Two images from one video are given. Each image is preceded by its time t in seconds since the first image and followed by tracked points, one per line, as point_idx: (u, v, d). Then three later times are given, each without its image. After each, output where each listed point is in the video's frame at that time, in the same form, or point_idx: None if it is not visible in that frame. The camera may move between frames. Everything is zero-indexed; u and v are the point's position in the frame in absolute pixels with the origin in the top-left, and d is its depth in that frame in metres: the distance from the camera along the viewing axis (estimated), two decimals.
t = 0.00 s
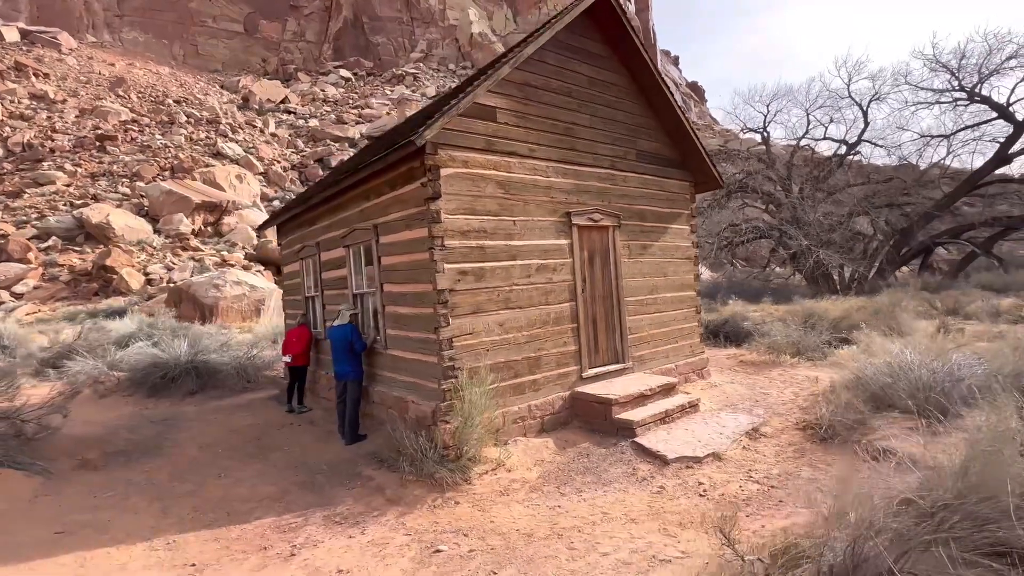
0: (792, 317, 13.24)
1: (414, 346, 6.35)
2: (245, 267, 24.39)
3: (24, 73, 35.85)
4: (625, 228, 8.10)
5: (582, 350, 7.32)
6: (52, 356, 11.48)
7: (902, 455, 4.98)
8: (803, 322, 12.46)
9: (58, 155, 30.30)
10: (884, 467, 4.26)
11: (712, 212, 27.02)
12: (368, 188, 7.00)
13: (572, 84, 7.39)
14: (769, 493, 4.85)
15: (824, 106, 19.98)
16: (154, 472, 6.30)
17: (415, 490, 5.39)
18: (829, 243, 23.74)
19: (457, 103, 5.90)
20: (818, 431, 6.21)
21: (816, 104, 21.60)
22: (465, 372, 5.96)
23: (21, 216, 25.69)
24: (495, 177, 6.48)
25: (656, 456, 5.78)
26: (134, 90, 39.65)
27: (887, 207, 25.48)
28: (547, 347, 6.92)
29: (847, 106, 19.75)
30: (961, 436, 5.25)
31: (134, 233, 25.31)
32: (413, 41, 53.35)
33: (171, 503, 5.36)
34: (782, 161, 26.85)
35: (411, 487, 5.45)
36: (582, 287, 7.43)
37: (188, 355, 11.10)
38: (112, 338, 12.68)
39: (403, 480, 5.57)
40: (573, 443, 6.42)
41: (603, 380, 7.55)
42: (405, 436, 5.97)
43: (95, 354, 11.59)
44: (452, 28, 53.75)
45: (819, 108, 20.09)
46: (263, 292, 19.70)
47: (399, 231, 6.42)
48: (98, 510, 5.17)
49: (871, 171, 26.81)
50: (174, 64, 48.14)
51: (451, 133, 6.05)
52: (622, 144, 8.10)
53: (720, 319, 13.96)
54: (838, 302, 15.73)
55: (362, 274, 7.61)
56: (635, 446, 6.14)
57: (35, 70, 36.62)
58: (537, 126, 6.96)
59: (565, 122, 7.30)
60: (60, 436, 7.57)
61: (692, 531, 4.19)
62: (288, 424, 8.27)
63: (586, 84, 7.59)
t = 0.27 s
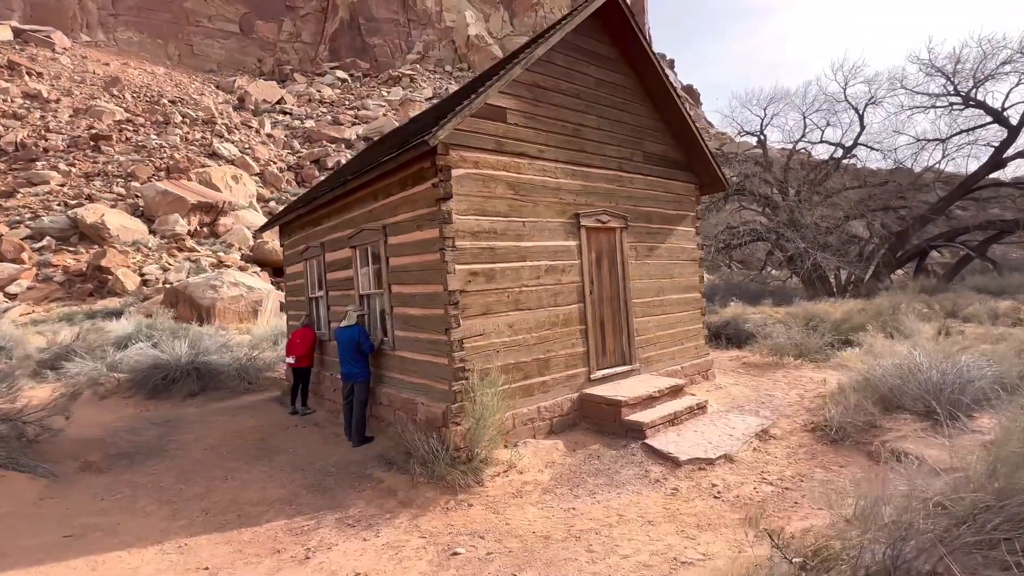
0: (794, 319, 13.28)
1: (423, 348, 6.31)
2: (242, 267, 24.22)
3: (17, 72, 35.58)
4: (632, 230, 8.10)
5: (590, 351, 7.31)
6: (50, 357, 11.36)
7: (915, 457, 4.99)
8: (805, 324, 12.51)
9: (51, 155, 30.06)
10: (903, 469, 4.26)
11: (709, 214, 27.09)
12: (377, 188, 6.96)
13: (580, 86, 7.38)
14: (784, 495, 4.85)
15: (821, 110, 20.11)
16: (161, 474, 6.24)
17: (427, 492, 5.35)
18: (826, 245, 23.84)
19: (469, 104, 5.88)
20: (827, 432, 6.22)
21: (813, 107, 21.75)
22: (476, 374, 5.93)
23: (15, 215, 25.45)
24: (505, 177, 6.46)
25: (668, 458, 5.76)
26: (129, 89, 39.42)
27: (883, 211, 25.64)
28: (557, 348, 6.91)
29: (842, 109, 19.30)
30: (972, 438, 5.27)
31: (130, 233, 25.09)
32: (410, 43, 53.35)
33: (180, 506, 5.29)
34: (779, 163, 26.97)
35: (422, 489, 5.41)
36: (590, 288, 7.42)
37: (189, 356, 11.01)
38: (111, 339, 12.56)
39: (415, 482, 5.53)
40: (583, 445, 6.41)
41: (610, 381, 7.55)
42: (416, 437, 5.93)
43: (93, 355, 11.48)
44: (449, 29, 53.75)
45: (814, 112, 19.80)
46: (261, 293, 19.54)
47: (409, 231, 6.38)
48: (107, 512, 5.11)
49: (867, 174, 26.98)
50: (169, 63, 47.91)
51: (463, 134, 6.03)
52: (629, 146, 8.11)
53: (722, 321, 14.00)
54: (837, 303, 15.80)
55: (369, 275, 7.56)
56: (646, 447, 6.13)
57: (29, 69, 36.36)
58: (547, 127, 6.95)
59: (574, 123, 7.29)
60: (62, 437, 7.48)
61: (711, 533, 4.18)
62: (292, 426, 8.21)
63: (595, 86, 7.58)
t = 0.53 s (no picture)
0: (795, 321, 13.34)
1: (433, 348, 6.29)
2: (239, 267, 24.06)
3: (11, 70, 35.33)
4: (638, 231, 8.13)
5: (598, 351, 7.32)
6: (48, 357, 11.24)
7: (927, 456, 5.01)
8: (806, 326, 12.56)
9: (46, 154, 29.84)
10: (917, 468, 4.28)
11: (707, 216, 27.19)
12: (386, 188, 6.96)
13: (588, 86, 7.41)
14: (796, 495, 4.87)
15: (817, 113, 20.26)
16: (168, 474, 6.19)
17: (438, 491, 5.33)
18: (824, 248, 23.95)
19: (481, 104, 5.89)
20: (835, 433, 6.24)
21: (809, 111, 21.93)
22: (486, 373, 5.92)
23: (9, 214, 25.23)
24: (515, 177, 6.46)
25: (679, 457, 5.77)
26: (124, 88, 39.20)
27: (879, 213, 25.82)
28: (565, 349, 6.91)
29: (840, 113, 19.61)
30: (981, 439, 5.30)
31: (125, 233, 24.87)
32: (407, 44, 53.27)
33: (189, 506, 5.24)
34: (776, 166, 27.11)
35: (433, 489, 5.38)
36: (597, 288, 7.43)
37: (190, 356, 10.92)
38: (110, 339, 12.45)
39: (426, 481, 5.51)
40: (592, 444, 6.40)
41: (617, 381, 7.56)
42: (425, 438, 5.91)
43: (93, 355, 11.38)
44: (446, 31, 53.74)
45: (812, 116, 20.12)
46: (258, 293, 19.37)
47: (419, 231, 6.36)
48: (116, 512, 5.07)
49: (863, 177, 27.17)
50: (165, 63, 47.68)
51: (474, 134, 6.03)
52: (636, 147, 8.14)
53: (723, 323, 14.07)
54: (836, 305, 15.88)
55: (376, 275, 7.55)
56: (656, 448, 6.13)
57: (23, 67, 36.11)
58: (556, 127, 6.96)
59: (582, 124, 7.31)
60: (64, 437, 7.40)
61: (728, 532, 4.18)
62: (297, 426, 8.16)
63: (602, 87, 7.61)
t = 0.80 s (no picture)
0: (794, 322, 13.39)
1: (441, 347, 6.26)
2: (236, 267, 23.85)
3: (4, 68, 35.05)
4: (644, 231, 8.14)
5: (605, 352, 7.33)
6: (45, 357, 11.12)
7: (938, 457, 5.03)
8: (806, 327, 12.63)
9: (40, 152, 29.60)
10: (930, 469, 4.30)
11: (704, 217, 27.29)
12: (393, 187, 6.94)
13: (596, 87, 7.42)
14: (808, 495, 4.88)
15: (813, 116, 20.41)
16: (174, 474, 6.14)
17: (449, 492, 5.30)
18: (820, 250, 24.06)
19: (492, 103, 5.89)
20: (842, 433, 6.27)
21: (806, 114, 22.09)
22: (495, 373, 5.90)
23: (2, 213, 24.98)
24: (524, 177, 6.46)
25: (688, 458, 5.78)
26: (118, 87, 38.95)
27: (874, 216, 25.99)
28: (573, 349, 6.92)
29: (835, 116, 19.52)
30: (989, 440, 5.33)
31: (120, 232, 24.66)
32: (403, 44, 53.09)
33: (197, 506, 5.19)
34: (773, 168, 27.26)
35: (444, 490, 5.35)
36: (604, 288, 7.44)
37: (190, 356, 10.84)
38: (108, 338, 12.34)
39: (436, 481, 5.48)
40: (600, 444, 6.40)
41: (623, 381, 7.57)
42: (434, 438, 5.89)
43: (91, 355, 11.28)
44: (442, 31, 53.68)
45: (809, 119, 19.85)
46: (256, 293, 19.18)
47: (428, 230, 6.34)
48: (124, 512, 5.03)
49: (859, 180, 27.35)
50: (159, 61, 47.40)
51: (484, 133, 6.02)
52: (642, 148, 8.16)
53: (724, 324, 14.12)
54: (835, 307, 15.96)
55: (382, 275, 7.53)
56: (664, 448, 6.15)
57: (16, 65, 35.83)
58: (564, 127, 6.97)
59: (589, 124, 7.32)
60: (66, 437, 7.32)
61: (743, 531, 4.19)
62: (301, 426, 8.11)
63: (609, 87, 7.62)
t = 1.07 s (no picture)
0: (795, 324, 13.42)
1: (451, 345, 6.20)
2: (232, 267, 23.59)
3: None
4: (651, 231, 8.11)
5: (612, 352, 7.29)
6: (42, 356, 10.97)
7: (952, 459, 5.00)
8: (808, 328, 12.67)
9: (33, 151, 29.34)
10: (951, 472, 4.26)
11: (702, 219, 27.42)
12: (401, 185, 6.88)
13: (604, 86, 7.40)
14: (824, 494, 4.84)
15: (811, 118, 20.51)
16: (178, 474, 6.04)
17: (461, 491, 5.24)
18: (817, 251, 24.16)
19: (503, 101, 5.85)
20: (853, 433, 6.26)
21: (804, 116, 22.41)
22: (505, 373, 5.85)
23: None
24: (534, 175, 6.42)
25: (699, 458, 5.75)
26: (113, 85, 38.68)
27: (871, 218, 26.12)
28: (581, 348, 6.87)
29: (833, 119, 20.19)
30: (1002, 440, 5.33)
31: (115, 231, 24.41)
32: (400, 44, 53.02)
33: (205, 508, 5.10)
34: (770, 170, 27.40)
35: (455, 490, 5.28)
36: (611, 288, 7.40)
37: (190, 355, 10.71)
38: (106, 338, 12.21)
39: (447, 481, 5.41)
40: (609, 444, 6.36)
41: (631, 382, 7.55)
42: (444, 437, 5.82)
43: (89, 354, 11.14)
44: (439, 32, 53.62)
45: (807, 121, 20.62)
46: (253, 292, 18.98)
47: (437, 228, 6.29)
48: (130, 514, 4.93)
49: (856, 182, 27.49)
50: (154, 60, 47.11)
51: (496, 131, 5.98)
52: (649, 147, 8.15)
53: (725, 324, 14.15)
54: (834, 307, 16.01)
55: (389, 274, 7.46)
56: (675, 448, 6.12)
57: (10, 63, 35.52)
58: (573, 126, 6.94)
59: (598, 123, 7.29)
60: (67, 436, 7.21)
61: (762, 531, 4.16)
62: (305, 426, 8.02)
63: (617, 86, 7.60)
